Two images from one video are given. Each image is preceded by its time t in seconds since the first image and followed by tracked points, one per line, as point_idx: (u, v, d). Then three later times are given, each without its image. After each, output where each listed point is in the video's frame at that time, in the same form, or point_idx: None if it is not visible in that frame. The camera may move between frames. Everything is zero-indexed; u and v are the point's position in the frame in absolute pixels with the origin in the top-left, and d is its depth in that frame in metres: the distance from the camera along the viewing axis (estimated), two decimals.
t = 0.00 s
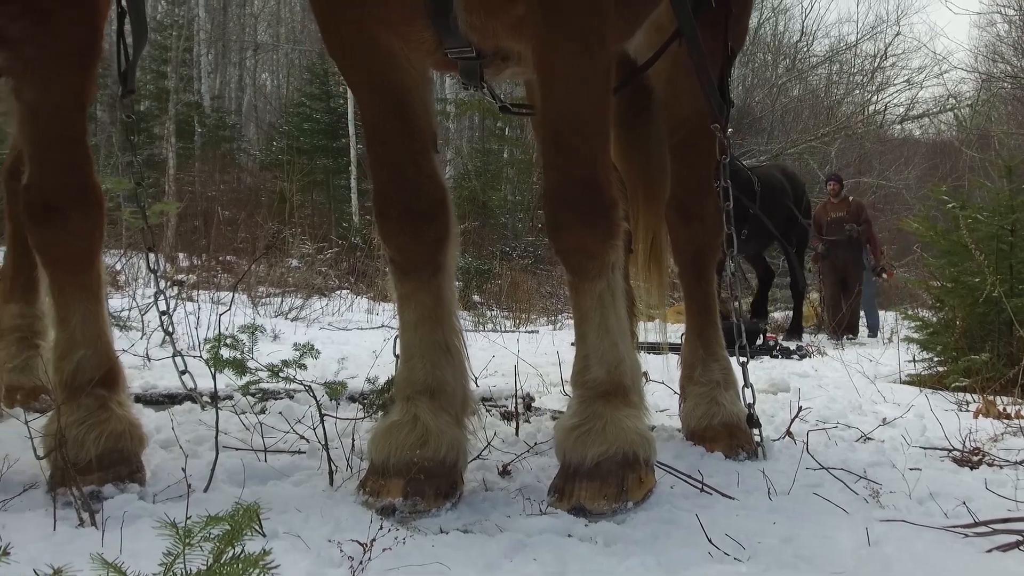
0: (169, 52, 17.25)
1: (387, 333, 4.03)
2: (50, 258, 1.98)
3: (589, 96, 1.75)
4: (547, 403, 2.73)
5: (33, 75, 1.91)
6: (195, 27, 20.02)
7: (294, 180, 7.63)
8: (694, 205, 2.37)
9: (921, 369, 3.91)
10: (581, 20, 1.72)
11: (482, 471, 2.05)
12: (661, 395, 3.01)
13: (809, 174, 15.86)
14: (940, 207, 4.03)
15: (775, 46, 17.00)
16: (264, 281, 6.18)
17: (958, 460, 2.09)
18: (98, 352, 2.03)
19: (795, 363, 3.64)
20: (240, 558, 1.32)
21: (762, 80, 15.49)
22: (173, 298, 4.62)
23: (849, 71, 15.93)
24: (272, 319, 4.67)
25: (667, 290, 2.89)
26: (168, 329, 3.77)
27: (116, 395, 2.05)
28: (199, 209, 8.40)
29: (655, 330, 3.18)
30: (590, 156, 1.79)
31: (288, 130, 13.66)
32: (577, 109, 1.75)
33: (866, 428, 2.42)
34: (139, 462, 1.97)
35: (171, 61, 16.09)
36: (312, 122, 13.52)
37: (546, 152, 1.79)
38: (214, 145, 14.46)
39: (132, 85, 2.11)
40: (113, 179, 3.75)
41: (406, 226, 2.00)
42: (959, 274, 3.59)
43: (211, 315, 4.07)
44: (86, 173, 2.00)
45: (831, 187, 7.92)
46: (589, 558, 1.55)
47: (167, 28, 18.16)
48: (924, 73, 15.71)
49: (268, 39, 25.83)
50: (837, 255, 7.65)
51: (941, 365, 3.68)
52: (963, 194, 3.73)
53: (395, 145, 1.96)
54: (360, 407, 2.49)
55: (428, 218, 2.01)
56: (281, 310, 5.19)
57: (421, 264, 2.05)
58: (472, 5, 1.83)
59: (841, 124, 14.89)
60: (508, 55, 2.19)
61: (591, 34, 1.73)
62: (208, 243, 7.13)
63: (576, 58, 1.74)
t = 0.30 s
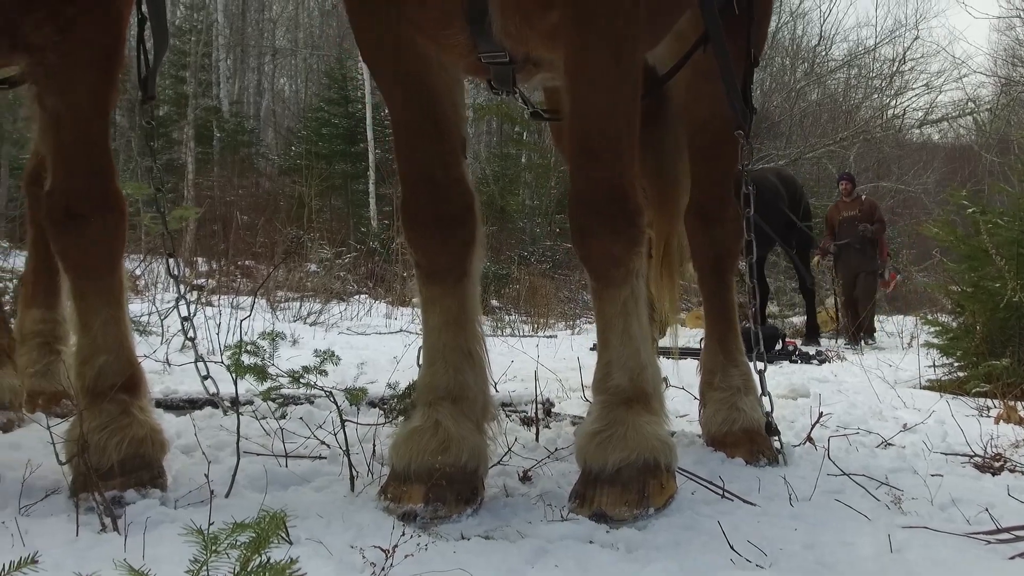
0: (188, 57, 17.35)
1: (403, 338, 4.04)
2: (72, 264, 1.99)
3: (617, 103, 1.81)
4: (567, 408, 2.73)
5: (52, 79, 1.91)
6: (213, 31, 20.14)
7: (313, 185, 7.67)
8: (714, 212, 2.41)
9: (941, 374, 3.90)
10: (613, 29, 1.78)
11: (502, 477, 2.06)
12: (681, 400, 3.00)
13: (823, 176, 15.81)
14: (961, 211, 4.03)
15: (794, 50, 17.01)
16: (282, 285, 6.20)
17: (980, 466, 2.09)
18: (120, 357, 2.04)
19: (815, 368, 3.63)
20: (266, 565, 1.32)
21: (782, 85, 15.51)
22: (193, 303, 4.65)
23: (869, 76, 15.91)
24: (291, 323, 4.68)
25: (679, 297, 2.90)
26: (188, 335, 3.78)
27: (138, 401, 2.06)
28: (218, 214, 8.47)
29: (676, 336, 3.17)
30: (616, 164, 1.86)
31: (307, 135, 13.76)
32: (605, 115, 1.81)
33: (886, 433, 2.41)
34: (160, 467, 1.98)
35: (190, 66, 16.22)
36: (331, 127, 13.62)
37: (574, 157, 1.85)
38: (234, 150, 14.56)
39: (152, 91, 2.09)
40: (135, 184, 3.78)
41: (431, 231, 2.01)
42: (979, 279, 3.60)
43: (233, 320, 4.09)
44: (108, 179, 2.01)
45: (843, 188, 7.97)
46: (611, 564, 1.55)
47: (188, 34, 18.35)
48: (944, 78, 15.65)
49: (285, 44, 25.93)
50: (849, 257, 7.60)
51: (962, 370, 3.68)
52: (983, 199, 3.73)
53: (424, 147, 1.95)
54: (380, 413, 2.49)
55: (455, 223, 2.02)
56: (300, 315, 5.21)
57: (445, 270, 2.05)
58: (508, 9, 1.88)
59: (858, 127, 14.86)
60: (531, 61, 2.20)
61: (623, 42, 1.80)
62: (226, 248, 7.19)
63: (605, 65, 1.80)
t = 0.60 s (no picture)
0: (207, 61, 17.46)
1: (422, 343, 4.06)
2: (96, 269, 1.99)
3: (644, 111, 1.86)
4: (587, 414, 2.73)
5: (75, 86, 1.91)
6: (233, 36, 20.27)
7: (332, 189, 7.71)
8: (735, 217, 2.44)
9: (963, 380, 3.89)
10: (643, 40, 1.84)
11: (523, 482, 2.06)
12: (702, 406, 3.00)
13: (839, 179, 15.74)
14: (982, 216, 4.02)
15: (814, 54, 17.00)
16: (302, 289, 6.23)
17: (1003, 473, 2.08)
18: (142, 362, 2.04)
19: (835, 373, 3.62)
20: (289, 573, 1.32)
21: (801, 89, 15.51)
22: (215, 307, 4.68)
23: (889, 80, 15.87)
24: (311, 327, 4.69)
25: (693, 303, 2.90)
26: (209, 339, 3.81)
27: (159, 405, 2.07)
28: (238, 219, 8.53)
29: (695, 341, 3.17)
30: (642, 172, 1.90)
31: (326, 139, 13.83)
32: (632, 123, 1.86)
33: (907, 439, 2.41)
34: (181, 472, 1.98)
35: (211, 71, 16.35)
36: (350, 131, 13.68)
37: (600, 164, 1.90)
38: (254, 154, 14.64)
39: (174, 96, 2.11)
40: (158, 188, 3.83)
41: (457, 234, 2.04)
42: (1000, 284, 3.59)
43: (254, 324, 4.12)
44: (129, 185, 2.01)
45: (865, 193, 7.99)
46: (632, 569, 1.55)
47: (208, 39, 18.53)
48: (965, 82, 15.57)
49: (303, 48, 26.04)
50: (871, 261, 7.51)
51: (983, 375, 3.67)
52: (1005, 204, 3.72)
53: (453, 147, 2.01)
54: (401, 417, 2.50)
55: (482, 227, 2.05)
56: (320, 320, 5.23)
57: (470, 274, 2.06)
58: (544, 14, 1.94)
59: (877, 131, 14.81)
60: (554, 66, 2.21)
61: (651, 52, 1.85)
62: (247, 253, 7.24)
63: (633, 74, 1.85)
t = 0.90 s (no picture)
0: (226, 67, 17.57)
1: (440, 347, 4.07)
2: (118, 274, 2.00)
3: (665, 115, 1.86)
4: (607, 418, 2.74)
5: (98, 91, 1.93)
6: (252, 42, 20.39)
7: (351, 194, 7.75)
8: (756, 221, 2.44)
9: (983, 384, 3.88)
10: (663, 44, 1.84)
11: (544, 486, 2.06)
12: (722, 410, 3.00)
13: (854, 183, 15.68)
14: (1003, 221, 4.02)
15: (833, 59, 17.00)
16: (320, 293, 6.25)
17: None
18: (163, 366, 2.05)
19: (855, 377, 3.61)
20: None
21: (820, 93, 15.51)
22: (234, 311, 4.72)
23: (909, 85, 15.84)
24: (331, 332, 4.71)
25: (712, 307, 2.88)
26: (229, 343, 3.83)
27: (181, 409, 2.08)
28: (257, 224, 8.59)
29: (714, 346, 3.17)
30: (663, 175, 1.91)
31: (344, 144, 13.90)
32: (653, 127, 1.86)
33: (928, 444, 2.40)
34: (203, 476, 1.99)
35: (228, 76, 16.44)
36: (369, 135, 13.76)
37: (621, 168, 1.91)
38: (273, 158, 14.72)
39: (194, 102, 2.10)
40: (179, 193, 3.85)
41: (479, 238, 2.06)
42: (1020, 288, 3.58)
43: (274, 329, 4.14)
44: (151, 190, 2.02)
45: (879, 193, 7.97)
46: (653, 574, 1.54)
47: (227, 45, 18.64)
48: (984, 86, 15.50)
49: (321, 52, 26.14)
50: (883, 261, 7.60)
51: (1003, 380, 3.66)
52: None
53: (474, 152, 2.03)
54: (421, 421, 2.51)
55: (505, 231, 2.07)
56: (339, 324, 5.26)
57: (492, 278, 2.08)
58: (564, 17, 1.96)
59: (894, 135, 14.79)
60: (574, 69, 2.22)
61: (672, 56, 1.85)
62: (266, 258, 7.28)
63: (653, 78, 1.85)
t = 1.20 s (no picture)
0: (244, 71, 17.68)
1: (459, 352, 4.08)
2: (140, 278, 2.01)
3: (684, 116, 1.85)
4: (626, 421, 2.75)
5: (124, 95, 1.95)
6: (268, 46, 20.50)
7: (368, 198, 7.79)
8: (779, 225, 2.44)
9: (1005, 389, 3.86)
10: (682, 43, 1.83)
11: (564, 490, 2.06)
12: (741, 413, 3.01)
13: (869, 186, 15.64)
14: None
15: (850, 61, 16.99)
16: (338, 297, 6.26)
17: None
18: (184, 369, 2.06)
19: (874, 381, 3.60)
20: None
21: (837, 96, 15.51)
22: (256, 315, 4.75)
23: (926, 88, 15.81)
24: (350, 335, 4.71)
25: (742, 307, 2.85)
26: (248, 347, 3.86)
27: (202, 412, 2.08)
28: (276, 228, 8.65)
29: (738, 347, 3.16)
30: (684, 178, 1.90)
31: (361, 148, 13.96)
32: (672, 128, 1.85)
33: (949, 447, 2.40)
34: (224, 479, 2.00)
35: (247, 80, 16.57)
36: (387, 139, 13.84)
37: (641, 170, 1.91)
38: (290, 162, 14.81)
39: (217, 103, 2.11)
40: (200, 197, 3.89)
41: (499, 242, 2.06)
42: None
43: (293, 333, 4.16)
44: (174, 193, 2.03)
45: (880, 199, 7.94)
46: None
47: (246, 49, 18.76)
48: (1003, 88, 15.42)
49: (337, 56, 26.20)
50: (893, 267, 7.60)
51: None
52: None
53: (491, 156, 2.03)
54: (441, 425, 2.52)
55: (522, 236, 2.07)
56: (357, 327, 5.28)
57: (512, 281, 2.08)
58: (580, 21, 1.96)
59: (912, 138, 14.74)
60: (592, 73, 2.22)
61: (691, 56, 1.84)
62: (285, 261, 7.33)
63: (672, 79, 1.84)
